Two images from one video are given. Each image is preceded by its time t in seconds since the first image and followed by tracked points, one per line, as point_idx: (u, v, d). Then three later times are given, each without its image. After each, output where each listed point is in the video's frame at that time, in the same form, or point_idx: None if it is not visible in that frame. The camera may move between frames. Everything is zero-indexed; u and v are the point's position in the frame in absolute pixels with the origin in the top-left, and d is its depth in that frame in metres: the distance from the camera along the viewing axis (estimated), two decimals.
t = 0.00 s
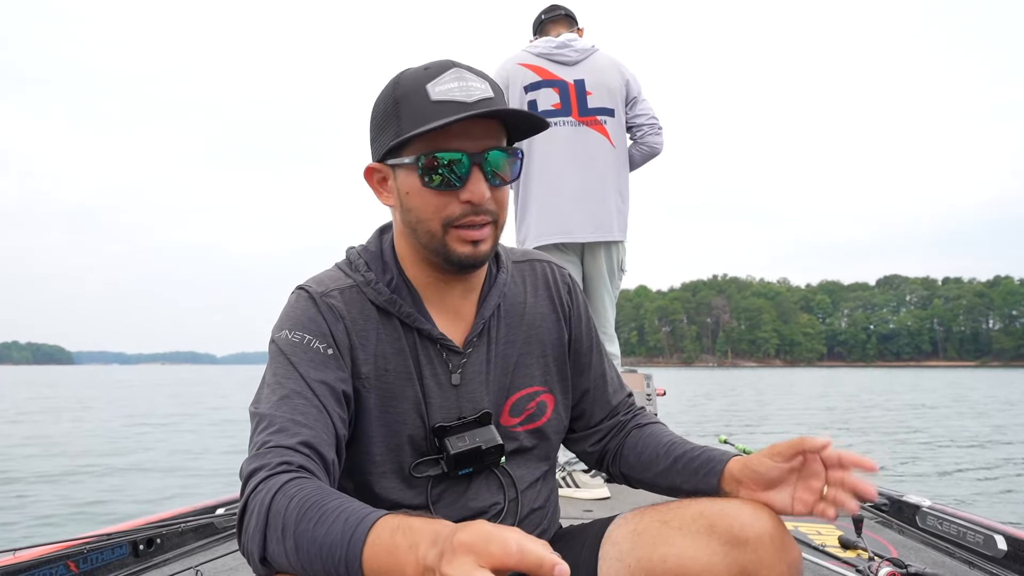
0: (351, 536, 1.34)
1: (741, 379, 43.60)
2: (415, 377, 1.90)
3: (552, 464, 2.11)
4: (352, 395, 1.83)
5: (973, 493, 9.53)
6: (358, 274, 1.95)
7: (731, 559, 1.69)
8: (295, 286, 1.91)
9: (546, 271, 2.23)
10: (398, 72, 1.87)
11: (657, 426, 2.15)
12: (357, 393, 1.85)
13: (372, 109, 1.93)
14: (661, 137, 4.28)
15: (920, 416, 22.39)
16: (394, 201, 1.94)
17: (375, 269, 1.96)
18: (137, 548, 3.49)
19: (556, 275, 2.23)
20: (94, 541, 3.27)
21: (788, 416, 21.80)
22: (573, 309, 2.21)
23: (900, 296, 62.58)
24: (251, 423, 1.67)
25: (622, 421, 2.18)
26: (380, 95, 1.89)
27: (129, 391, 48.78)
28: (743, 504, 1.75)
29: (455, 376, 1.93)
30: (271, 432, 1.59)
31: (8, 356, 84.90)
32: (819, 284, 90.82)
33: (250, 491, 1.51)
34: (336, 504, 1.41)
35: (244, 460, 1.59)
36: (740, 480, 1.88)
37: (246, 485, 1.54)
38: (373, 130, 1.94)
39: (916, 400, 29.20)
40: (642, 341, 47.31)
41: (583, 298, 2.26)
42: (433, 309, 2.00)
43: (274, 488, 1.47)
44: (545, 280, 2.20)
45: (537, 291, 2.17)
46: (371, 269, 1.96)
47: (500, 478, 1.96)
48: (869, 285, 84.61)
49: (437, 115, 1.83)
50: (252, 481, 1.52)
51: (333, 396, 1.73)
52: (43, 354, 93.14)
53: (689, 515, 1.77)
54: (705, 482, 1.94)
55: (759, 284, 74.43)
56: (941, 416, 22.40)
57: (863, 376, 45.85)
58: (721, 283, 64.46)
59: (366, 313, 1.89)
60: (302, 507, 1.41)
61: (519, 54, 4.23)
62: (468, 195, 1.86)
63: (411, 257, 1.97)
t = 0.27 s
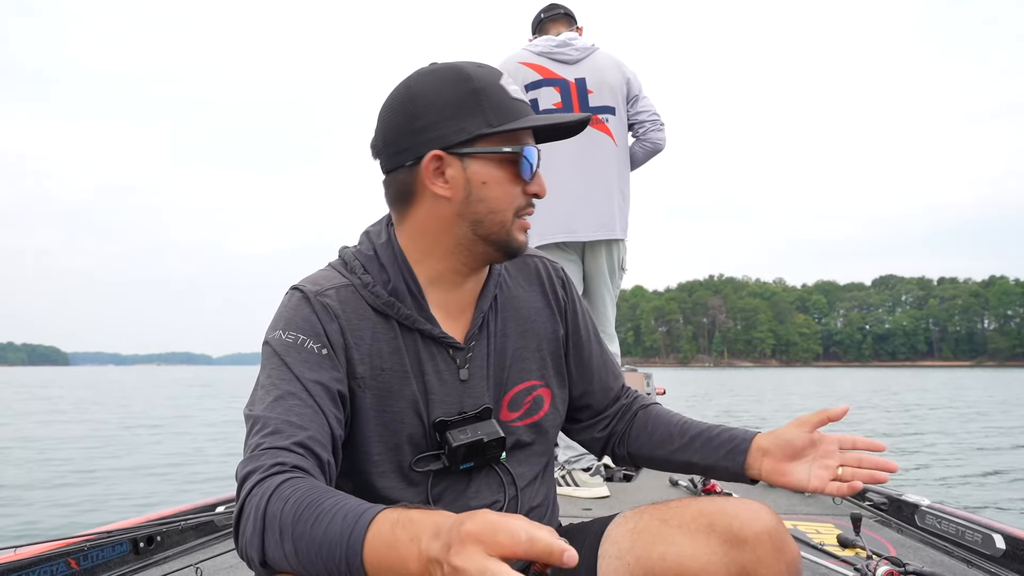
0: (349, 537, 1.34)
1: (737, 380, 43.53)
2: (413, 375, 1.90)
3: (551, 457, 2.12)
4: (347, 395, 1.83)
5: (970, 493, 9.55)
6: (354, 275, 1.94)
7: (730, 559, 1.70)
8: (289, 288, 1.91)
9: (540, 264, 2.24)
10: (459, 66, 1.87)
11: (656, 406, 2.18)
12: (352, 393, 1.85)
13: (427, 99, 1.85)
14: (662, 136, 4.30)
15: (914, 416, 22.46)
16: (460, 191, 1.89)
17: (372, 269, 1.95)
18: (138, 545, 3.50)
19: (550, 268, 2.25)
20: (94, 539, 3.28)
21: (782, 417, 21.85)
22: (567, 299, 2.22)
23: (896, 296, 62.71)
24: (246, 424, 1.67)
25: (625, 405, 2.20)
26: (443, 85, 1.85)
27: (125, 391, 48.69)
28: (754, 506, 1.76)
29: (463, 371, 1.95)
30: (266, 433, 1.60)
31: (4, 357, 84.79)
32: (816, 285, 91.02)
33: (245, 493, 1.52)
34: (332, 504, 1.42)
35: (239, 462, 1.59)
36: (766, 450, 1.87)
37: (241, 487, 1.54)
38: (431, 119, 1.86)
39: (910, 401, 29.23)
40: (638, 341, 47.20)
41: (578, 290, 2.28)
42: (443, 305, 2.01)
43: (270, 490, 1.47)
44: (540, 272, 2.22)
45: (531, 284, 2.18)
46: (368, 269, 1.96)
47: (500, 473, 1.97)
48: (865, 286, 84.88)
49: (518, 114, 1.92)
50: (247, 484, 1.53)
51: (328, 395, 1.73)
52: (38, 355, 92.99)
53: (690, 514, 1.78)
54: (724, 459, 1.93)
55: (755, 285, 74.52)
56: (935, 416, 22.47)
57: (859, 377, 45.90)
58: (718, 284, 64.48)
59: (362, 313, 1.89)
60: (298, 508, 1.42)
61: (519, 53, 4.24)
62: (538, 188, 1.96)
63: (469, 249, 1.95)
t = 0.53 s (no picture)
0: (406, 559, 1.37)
1: (730, 378, 43.42)
2: (424, 371, 1.88)
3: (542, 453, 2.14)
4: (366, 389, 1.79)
5: (961, 490, 9.60)
6: (366, 272, 1.90)
7: (727, 552, 1.69)
8: (303, 279, 1.86)
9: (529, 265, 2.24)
10: (473, 69, 1.87)
11: (605, 430, 2.22)
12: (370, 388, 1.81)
13: (448, 104, 1.83)
14: (661, 135, 4.30)
15: (904, 414, 22.56)
16: (482, 195, 1.88)
17: (384, 268, 1.92)
18: (134, 545, 3.49)
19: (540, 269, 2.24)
20: (90, 539, 3.27)
21: (773, 415, 21.93)
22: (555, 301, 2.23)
23: (887, 295, 62.92)
24: (271, 413, 1.64)
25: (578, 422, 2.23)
26: (462, 90, 1.84)
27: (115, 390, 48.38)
28: (750, 501, 1.76)
29: (476, 367, 1.94)
30: (303, 421, 1.57)
31: None
32: (807, 283, 91.25)
33: (284, 482, 1.49)
34: (386, 519, 1.44)
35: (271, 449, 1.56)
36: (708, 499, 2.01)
37: (277, 474, 1.52)
38: (451, 123, 1.84)
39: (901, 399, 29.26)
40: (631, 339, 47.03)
41: (564, 292, 2.29)
42: (453, 304, 2.00)
43: (319, 484, 1.47)
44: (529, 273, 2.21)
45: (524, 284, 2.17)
46: (380, 266, 1.92)
47: (509, 468, 1.98)
48: (856, 284, 85.17)
49: (529, 117, 1.94)
50: (284, 473, 1.50)
51: (355, 386, 1.71)
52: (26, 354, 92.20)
53: (686, 509, 1.77)
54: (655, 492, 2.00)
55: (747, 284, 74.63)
56: (925, 414, 22.58)
57: (851, 375, 45.98)
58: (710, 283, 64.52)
59: (377, 309, 1.85)
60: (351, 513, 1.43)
61: (519, 51, 4.23)
62: (549, 186, 1.99)
63: (486, 250, 1.95)
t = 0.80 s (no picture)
0: (442, 549, 1.39)
1: (725, 376, 43.35)
2: (430, 370, 1.88)
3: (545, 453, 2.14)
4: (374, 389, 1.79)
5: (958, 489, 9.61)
6: (373, 271, 1.90)
7: (730, 553, 1.69)
8: (309, 279, 1.85)
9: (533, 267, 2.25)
10: (482, 67, 1.88)
11: (612, 434, 2.21)
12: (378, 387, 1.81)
13: (459, 101, 1.84)
14: (664, 136, 4.31)
15: (897, 412, 22.63)
16: (492, 193, 1.88)
17: (391, 267, 1.91)
18: (134, 546, 3.49)
19: (543, 271, 2.25)
20: (91, 540, 3.26)
21: (767, 413, 21.98)
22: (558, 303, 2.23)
23: (881, 294, 63.07)
24: (281, 411, 1.63)
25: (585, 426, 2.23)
26: (472, 87, 1.85)
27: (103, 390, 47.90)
28: (753, 502, 1.76)
29: (481, 365, 1.94)
30: (319, 421, 1.58)
31: None
32: (801, 282, 91.41)
33: (306, 480, 1.49)
34: (417, 514, 1.47)
35: (286, 447, 1.55)
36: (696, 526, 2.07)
37: (296, 472, 1.51)
38: (462, 121, 1.85)
39: (894, 397, 29.31)
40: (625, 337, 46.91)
41: (567, 293, 2.29)
42: (459, 302, 1.99)
43: (347, 480, 1.48)
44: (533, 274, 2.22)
45: (528, 285, 2.17)
46: (387, 265, 1.92)
47: (513, 467, 1.99)
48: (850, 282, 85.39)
49: (538, 116, 1.95)
50: (305, 471, 1.50)
51: (364, 387, 1.71)
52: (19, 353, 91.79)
53: (689, 509, 1.78)
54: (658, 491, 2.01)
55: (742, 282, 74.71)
56: (917, 412, 22.66)
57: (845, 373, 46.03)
58: (704, 281, 64.55)
59: (385, 309, 1.85)
60: (384, 507, 1.45)
61: (520, 50, 4.23)
62: (556, 185, 2.00)
63: (494, 247, 1.94)
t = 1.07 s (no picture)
0: (431, 557, 1.38)
1: (720, 374, 43.30)
2: (428, 371, 1.87)
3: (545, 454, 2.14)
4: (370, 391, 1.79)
5: (955, 488, 9.64)
6: (370, 272, 1.89)
7: (730, 553, 1.69)
8: (306, 280, 1.84)
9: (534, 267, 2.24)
10: (481, 68, 1.87)
11: (614, 438, 2.21)
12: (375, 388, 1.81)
13: (457, 101, 1.83)
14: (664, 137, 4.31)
15: (889, 410, 22.71)
16: (490, 194, 1.88)
17: (388, 268, 1.91)
18: (134, 547, 3.48)
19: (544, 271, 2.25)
20: (91, 541, 3.26)
21: (761, 411, 22.04)
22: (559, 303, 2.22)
23: (875, 293, 63.25)
24: (276, 412, 1.63)
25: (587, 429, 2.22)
26: (470, 88, 1.84)
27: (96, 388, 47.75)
28: (753, 501, 1.76)
29: (479, 367, 1.94)
30: (312, 422, 1.57)
31: None
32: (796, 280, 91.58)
33: (295, 483, 1.49)
34: (406, 519, 1.46)
35: (277, 449, 1.55)
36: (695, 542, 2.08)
37: (286, 474, 1.51)
38: (460, 122, 1.84)
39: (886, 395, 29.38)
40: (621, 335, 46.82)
41: (568, 294, 2.28)
42: (457, 303, 1.99)
43: (335, 484, 1.47)
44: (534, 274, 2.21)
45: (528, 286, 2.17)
46: (385, 266, 1.92)
47: (513, 468, 1.98)
48: (844, 281, 85.61)
49: (537, 117, 1.95)
50: (295, 473, 1.50)
51: (360, 389, 1.71)
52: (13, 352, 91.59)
53: (689, 510, 1.77)
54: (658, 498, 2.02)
55: (736, 281, 74.81)
56: (910, 410, 22.75)
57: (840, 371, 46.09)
58: (700, 279, 64.60)
59: (382, 310, 1.85)
60: (371, 513, 1.44)
61: (521, 50, 4.23)
62: (555, 186, 1.99)
63: (492, 248, 1.94)
